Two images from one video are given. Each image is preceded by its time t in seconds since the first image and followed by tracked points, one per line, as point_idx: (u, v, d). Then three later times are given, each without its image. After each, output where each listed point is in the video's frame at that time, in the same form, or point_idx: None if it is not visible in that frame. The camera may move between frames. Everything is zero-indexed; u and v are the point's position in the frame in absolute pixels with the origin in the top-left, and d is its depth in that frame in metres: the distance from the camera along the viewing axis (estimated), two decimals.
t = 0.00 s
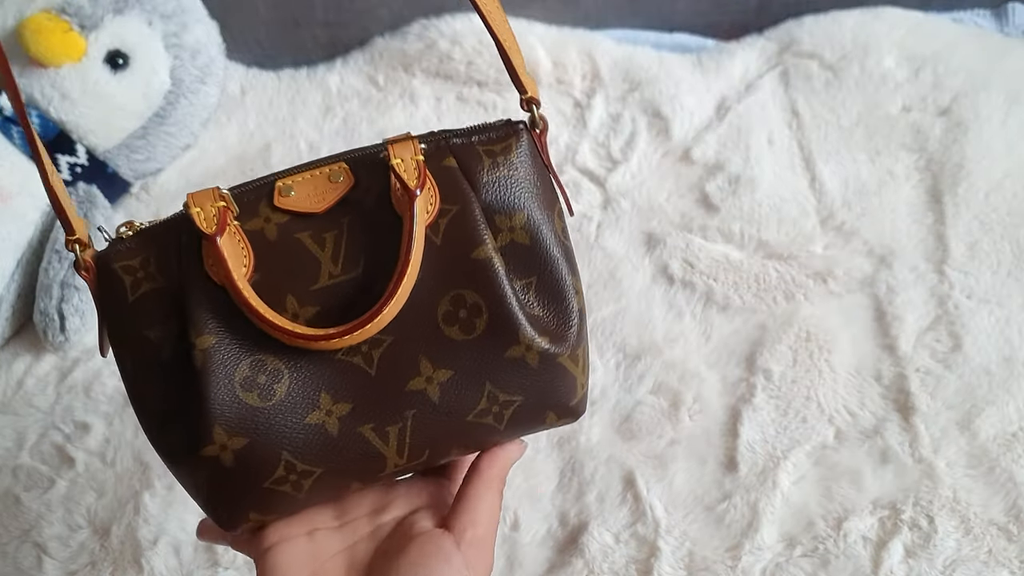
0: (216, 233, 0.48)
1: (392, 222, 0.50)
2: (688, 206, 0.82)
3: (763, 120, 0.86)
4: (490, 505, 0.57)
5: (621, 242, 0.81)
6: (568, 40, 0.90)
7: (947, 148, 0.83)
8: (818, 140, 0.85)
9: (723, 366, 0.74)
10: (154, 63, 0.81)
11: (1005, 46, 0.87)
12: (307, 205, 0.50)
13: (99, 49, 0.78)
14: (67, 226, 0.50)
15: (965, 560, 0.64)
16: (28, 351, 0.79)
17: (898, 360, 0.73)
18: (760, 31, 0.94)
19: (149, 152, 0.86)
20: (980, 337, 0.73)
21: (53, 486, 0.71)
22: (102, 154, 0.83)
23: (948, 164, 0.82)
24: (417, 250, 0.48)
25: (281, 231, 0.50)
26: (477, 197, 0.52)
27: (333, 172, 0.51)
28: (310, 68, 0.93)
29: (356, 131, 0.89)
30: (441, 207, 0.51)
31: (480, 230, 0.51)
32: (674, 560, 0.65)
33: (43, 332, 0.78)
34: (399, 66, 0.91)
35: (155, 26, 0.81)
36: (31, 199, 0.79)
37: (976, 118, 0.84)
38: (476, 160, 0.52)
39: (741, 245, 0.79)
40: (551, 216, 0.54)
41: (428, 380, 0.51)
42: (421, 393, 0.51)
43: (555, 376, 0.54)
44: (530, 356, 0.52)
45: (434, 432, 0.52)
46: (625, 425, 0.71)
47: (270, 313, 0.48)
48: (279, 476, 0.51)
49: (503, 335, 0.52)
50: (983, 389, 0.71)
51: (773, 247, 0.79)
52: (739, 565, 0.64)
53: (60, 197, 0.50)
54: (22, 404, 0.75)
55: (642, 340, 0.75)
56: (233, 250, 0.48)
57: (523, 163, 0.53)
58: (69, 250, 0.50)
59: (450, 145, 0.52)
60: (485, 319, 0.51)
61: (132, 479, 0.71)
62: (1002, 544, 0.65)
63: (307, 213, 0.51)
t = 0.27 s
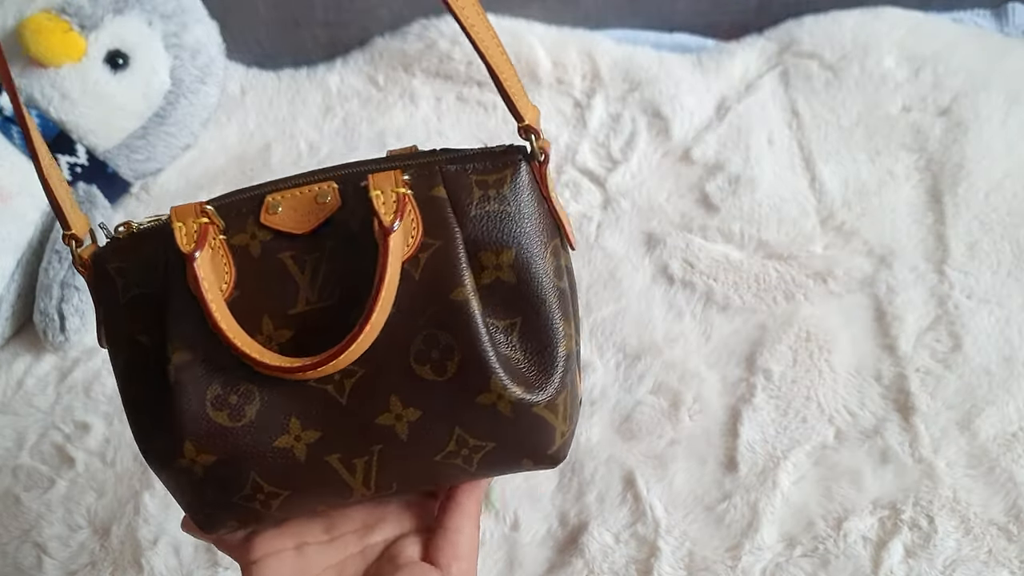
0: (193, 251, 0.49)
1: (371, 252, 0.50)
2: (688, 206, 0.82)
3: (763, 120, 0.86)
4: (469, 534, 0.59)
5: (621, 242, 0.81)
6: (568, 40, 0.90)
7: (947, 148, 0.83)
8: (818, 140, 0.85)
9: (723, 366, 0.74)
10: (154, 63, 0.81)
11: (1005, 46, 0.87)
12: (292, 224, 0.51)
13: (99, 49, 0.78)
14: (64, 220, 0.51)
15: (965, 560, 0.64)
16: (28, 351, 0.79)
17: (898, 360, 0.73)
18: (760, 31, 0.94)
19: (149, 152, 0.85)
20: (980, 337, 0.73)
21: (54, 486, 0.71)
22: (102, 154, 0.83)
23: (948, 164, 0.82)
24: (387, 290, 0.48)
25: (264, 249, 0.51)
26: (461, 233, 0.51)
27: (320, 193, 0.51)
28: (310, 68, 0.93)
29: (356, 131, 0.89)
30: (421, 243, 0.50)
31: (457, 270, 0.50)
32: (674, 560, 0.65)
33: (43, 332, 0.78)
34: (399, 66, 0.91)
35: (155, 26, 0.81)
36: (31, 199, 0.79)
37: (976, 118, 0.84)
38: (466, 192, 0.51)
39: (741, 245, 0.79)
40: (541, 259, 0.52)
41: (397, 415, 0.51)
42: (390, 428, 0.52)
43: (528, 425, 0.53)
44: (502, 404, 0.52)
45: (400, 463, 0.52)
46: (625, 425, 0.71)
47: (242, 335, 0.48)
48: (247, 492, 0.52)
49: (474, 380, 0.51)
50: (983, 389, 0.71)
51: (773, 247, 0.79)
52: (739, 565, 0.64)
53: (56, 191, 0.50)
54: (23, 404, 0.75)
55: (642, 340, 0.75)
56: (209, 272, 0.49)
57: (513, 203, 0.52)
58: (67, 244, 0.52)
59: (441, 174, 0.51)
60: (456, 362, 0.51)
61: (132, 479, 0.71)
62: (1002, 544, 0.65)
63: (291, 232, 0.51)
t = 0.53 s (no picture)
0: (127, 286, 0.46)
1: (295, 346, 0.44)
2: (688, 206, 0.82)
3: (763, 120, 0.86)
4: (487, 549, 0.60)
5: (621, 242, 0.81)
6: (568, 40, 0.90)
7: (947, 148, 0.82)
8: (818, 140, 0.85)
9: (723, 366, 0.74)
10: (154, 63, 0.81)
11: (1005, 46, 0.87)
12: (237, 281, 0.45)
13: (99, 49, 0.78)
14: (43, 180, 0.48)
15: (965, 560, 0.64)
16: (28, 351, 0.79)
17: (898, 360, 0.73)
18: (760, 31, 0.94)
19: (149, 152, 0.86)
20: (980, 337, 0.73)
21: (53, 486, 0.71)
22: (102, 154, 0.83)
23: (947, 164, 0.82)
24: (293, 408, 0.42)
25: (202, 293, 0.46)
26: (398, 359, 0.43)
27: (272, 259, 0.43)
28: (311, 68, 0.93)
29: (356, 131, 0.89)
30: (347, 354, 0.43)
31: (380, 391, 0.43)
32: (674, 560, 0.65)
33: (43, 331, 0.78)
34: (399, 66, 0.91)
35: (155, 26, 0.81)
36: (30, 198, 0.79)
37: (976, 118, 0.84)
38: (413, 316, 0.42)
39: (741, 245, 0.79)
40: (482, 399, 0.44)
41: (299, 504, 0.48)
42: (290, 504, 0.48)
43: (415, 553, 0.48)
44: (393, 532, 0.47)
45: (304, 536, 0.50)
46: (625, 425, 0.71)
47: (169, 391, 0.46)
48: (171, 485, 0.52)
49: (372, 504, 0.46)
50: (983, 389, 0.71)
51: (773, 247, 0.79)
52: (739, 565, 0.64)
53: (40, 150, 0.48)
54: (23, 404, 0.76)
55: (642, 340, 0.75)
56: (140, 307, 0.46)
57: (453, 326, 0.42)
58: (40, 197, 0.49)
59: (382, 275, 0.42)
60: (361, 483, 0.45)
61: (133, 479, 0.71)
62: (1002, 544, 0.65)
63: (232, 286, 0.45)
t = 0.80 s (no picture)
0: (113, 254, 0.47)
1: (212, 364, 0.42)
2: (686, 207, 0.83)
3: (760, 122, 0.87)
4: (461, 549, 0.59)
5: (621, 242, 0.81)
6: (568, 43, 0.91)
7: (943, 150, 0.83)
8: (816, 141, 0.86)
9: (721, 365, 0.75)
10: (158, 65, 0.82)
11: (1001, 48, 0.88)
12: (199, 283, 0.44)
13: (103, 53, 0.78)
14: (102, 136, 0.49)
15: (962, 558, 0.64)
16: (33, 351, 0.80)
17: (894, 360, 0.73)
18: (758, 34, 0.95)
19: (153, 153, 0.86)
20: (976, 337, 0.74)
21: (58, 485, 0.72)
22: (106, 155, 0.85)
23: (944, 165, 0.82)
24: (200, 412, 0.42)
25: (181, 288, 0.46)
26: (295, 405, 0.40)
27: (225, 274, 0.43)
28: (313, 70, 0.94)
29: (357, 133, 0.90)
30: (247, 388, 0.41)
31: (265, 440, 0.40)
32: (673, 557, 0.66)
33: (48, 331, 0.79)
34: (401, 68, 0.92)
35: (157, 28, 0.82)
36: (32, 199, 0.79)
37: (972, 119, 0.84)
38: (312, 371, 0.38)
39: (739, 245, 0.80)
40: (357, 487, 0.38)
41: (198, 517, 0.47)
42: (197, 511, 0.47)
43: None
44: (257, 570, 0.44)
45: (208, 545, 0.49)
46: (625, 424, 0.72)
47: (122, 367, 0.48)
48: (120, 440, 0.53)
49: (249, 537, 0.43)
50: (979, 388, 0.71)
51: (770, 247, 0.79)
52: (738, 563, 0.65)
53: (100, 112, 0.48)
54: (28, 403, 0.76)
55: (641, 340, 0.76)
56: (118, 279, 0.48)
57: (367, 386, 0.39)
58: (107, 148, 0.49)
59: (295, 321, 0.38)
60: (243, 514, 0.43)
61: (137, 477, 0.72)
62: (998, 542, 0.65)
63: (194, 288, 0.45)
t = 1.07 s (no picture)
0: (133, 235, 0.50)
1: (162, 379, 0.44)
2: (686, 207, 0.83)
3: (760, 121, 0.87)
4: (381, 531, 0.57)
5: (621, 242, 0.81)
6: (568, 42, 0.91)
7: (943, 149, 0.83)
8: (816, 141, 0.86)
9: (721, 365, 0.74)
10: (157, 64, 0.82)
11: (1001, 48, 0.87)
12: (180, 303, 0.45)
13: (103, 52, 0.79)
14: (173, 123, 0.51)
15: (962, 558, 0.64)
16: (32, 351, 0.80)
17: (894, 359, 0.73)
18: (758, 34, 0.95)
19: (152, 153, 0.87)
20: (977, 336, 0.74)
21: (57, 485, 0.72)
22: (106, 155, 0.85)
23: (945, 165, 0.82)
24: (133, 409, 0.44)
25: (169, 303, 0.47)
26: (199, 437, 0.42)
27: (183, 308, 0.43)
28: (313, 70, 0.94)
29: (357, 132, 0.90)
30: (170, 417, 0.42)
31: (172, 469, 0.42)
32: (672, 557, 0.66)
33: (48, 332, 0.79)
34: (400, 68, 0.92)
35: (158, 28, 0.82)
36: (31, 199, 0.79)
37: (972, 119, 0.84)
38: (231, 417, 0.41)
39: (739, 245, 0.80)
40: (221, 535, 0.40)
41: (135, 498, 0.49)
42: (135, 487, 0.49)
43: None
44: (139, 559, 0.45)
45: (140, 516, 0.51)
46: (625, 424, 0.72)
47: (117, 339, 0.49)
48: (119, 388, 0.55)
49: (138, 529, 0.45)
50: (979, 388, 0.71)
51: (771, 247, 0.79)
52: (738, 563, 0.65)
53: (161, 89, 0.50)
54: (27, 403, 0.76)
55: (641, 339, 0.76)
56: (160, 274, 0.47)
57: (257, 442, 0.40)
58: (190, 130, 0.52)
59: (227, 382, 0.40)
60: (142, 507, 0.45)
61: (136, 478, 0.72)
62: (999, 542, 0.65)
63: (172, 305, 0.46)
